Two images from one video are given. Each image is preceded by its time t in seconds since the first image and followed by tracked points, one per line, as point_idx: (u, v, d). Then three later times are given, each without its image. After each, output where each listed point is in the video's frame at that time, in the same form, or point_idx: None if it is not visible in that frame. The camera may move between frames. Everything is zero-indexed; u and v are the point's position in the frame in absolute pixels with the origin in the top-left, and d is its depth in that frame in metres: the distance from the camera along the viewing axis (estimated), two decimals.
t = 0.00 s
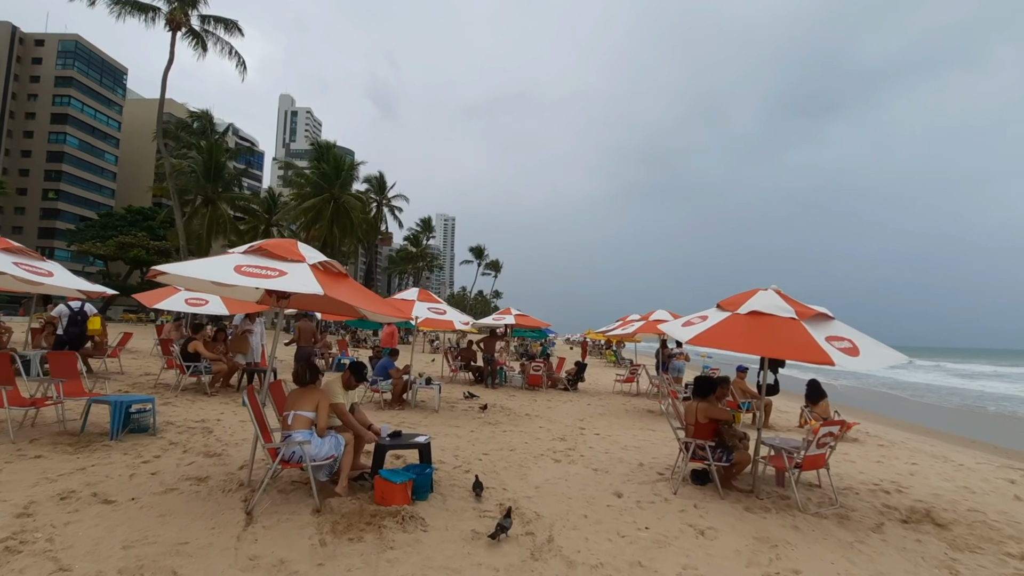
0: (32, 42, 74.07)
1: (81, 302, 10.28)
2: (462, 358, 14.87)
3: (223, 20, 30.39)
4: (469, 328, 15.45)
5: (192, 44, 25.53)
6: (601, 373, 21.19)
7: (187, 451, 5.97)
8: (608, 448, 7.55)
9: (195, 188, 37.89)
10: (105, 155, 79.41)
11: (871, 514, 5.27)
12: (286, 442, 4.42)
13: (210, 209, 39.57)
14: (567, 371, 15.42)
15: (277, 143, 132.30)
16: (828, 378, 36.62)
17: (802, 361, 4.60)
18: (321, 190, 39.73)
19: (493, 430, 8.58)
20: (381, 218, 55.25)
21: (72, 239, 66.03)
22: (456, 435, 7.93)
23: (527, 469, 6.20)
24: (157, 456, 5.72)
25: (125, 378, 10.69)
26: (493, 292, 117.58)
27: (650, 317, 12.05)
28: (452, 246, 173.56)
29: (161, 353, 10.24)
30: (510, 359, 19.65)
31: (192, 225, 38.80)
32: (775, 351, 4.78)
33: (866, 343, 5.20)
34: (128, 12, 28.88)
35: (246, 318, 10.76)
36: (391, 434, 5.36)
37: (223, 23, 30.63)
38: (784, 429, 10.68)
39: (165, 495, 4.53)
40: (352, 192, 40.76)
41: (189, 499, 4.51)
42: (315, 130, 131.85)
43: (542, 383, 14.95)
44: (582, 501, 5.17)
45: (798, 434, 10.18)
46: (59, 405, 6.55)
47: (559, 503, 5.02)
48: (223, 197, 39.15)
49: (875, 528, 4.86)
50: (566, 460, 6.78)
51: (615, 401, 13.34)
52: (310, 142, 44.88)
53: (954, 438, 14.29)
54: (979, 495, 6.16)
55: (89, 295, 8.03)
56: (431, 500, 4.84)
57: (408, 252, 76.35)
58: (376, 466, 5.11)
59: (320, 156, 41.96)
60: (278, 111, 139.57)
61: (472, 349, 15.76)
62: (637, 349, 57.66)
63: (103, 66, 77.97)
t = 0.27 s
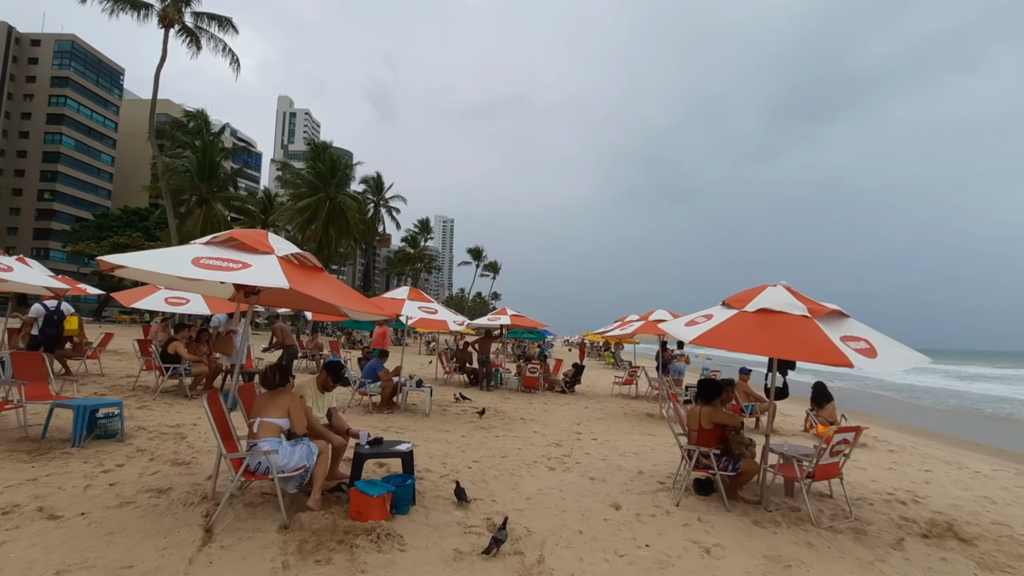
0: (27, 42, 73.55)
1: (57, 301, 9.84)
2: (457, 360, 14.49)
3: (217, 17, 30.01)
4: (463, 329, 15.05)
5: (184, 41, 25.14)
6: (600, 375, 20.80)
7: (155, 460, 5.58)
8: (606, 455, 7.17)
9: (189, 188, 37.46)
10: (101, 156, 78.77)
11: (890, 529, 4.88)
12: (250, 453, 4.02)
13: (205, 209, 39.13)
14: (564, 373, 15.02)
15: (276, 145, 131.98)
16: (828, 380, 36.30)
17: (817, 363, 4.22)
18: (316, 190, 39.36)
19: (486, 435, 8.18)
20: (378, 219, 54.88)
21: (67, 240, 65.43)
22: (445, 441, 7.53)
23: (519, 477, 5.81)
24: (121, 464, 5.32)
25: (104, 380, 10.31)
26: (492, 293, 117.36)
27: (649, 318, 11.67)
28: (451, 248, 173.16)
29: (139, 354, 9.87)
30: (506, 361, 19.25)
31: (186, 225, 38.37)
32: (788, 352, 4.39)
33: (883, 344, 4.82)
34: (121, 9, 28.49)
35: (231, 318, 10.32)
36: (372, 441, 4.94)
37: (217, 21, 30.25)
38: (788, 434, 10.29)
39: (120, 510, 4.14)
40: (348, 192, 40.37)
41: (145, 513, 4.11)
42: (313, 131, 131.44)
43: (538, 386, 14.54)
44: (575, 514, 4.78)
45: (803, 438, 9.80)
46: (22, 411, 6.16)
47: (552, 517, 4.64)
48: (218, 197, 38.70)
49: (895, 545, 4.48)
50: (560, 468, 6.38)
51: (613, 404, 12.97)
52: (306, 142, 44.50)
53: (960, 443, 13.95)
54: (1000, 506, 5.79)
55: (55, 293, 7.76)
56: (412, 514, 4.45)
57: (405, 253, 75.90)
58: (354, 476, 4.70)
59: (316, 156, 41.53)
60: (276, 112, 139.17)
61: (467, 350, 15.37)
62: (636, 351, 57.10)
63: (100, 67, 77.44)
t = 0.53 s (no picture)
0: (23, 42, 73.08)
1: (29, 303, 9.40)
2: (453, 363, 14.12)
3: (211, 15, 29.64)
4: (459, 331, 14.67)
5: (177, 38, 24.73)
6: (599, 378, 20.44)
7: (123, 472, 5.20)
8: (605, 464, 6.80)
9: (183, 188, 37.04)
10: (98, 157, 78.24)
11: (912, 549, 4.52)
12: (215, 469, 3.63)
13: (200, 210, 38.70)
14: (562, 376, 14.64)
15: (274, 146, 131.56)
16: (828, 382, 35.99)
17: (838, 370, 3.85)
18: (312, 190, 38.95)
19: (481, 443, 7.79)
20: (376, 220, 54.47)
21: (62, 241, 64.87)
22: (437, 449, 7.14)
23: (513, 491, 5.44)
24: (84, 478, 4.94)
25: (84, 384, 9.88)
26: (491, 295, 116.92)
27: (649, 320, 11.30)
28: (449, 249, 172.70)
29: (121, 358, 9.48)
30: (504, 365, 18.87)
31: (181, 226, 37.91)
32: (804, 358, 4.02)
33: (906, 347, 4.46)
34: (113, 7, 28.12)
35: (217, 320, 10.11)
36: (352, 453, 4.56)
37: (211, 18, 29.86)
38: (794, 441, 9.94)
39: (71, 532, 3.77)
40: (344, 193, 39.96)
41: (99, 536, 3.74)
42: (310, 132, 130.88)
43: (536, 390, 14.18)
44: (572, 533, 4.40)
45: (811, 445, 9.44)
46: None
47: (547, 537, 4.27)
48: (212, 197, 38.28)
49: (920, 568, 4.12)
50: (557, 479, 6.00)
51: (612, 409, 12.61)
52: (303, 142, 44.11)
53: (968, 448, 13.59)
54: None
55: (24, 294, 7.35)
56: (394, 534, 4.07)
57: (403, 254, 75.45)
58: (333, 493, 4.32)
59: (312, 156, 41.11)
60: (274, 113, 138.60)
61: (462, 353, 14.98)
62: (636, 352, 56.62)
63: (96, 67, 76.94)
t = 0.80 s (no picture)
0: (20, 41, 72.63)
1: None
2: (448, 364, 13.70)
3: (206, 11, 29.29)
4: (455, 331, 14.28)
5: (170, 33, 24.40)
6: (599, 379, 20.04)
7: (85, 480, 4.80)
8: (606, 470, 6.40)
9: (178, 187, 36.61)
10: (95, 157, 77.73)
11: (945, 564, 4.13)
12: (172, 480, 3.25)
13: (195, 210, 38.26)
14: (561, 378, 14.23)
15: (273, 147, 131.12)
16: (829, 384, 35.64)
17: (867, 368, 3.47)
18: (308, 190, 38.58)
19: (475, 447, 7.37)
20: (374, 221, 54.06)
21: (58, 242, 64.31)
22: (428, 454, 6.72)
23: (508, 501, 5.03)
24: (39, 486, 4.54)
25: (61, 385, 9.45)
26: (490, 296, 116.49)
27: (652, 318, 10.91)
28: (448, 250, 172.26)
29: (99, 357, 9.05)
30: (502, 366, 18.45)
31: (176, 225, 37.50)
32: (829, 356, 3.64)
33: (936, 345, 4.08)
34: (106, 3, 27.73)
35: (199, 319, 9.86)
36: (332, 461, 4.17)
37: (206, 15, 29.53)
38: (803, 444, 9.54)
39: (10, 550, 3.36)
40: (341, 192, 39.56)
41: (41, 554, 3.33)
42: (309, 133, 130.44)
43: (534, 392, 13.77)
44: (572, 549, 3.99)
45: (821, 449, 9.03)
46: None
47: (545, 554, 3.87)
48: (207, 197, 37.86)
49: None
50: (556, 487, 5.61)
51: (613, 411, 12.21)
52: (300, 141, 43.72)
53: (979, 452, 13.21)
54: None
55: None
56: (376, 550, 3.68)
57: (402, 255, 74.99)
58: (309, 505, 3.92)
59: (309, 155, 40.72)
60: (273, 113, 138.22)
61: (458, 353, 14.58)
62: (636, 354, 56.15)
63: (93, 67, 76.50)
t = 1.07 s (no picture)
0: (17, 42, 72.29)
1: None
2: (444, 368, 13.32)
3: (201, 10, 29.00)
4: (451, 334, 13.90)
5: (163, 32, 24.11)
6: (599, 383, 19.66)
7: (41, 498, 4.41)
8: (608, 484, 6.01)
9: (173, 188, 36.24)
10: (92, 158, 77.33)
11: None
12: (119, 507, 2.88)
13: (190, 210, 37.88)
14: (560, 382, 13.85)
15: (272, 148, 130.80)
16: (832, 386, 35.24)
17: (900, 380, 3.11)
18: (305, 190, 38.25)
19: (470, 457, 6.98)
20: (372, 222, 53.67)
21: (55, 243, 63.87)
22: (419, 465, 6.33)
23: (501, 520, 4.64)
24: None
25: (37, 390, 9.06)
26: (489, 298, 116.11)
27: (654, 321, 10.54)
28: (447, 252, 171.91)
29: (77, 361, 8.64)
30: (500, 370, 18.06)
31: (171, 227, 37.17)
32: (856, 366, 3.27)
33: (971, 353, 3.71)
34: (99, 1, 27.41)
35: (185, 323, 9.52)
36: (308, 479, 3.80)
37: (201, 13, 29.27)
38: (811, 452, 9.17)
39: None
40: (339, 193, 39.19)
41: None
42: (308, 134, 130.13)
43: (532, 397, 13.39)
44: None
45: (831, 457, 8.65)
46: None
47: None
48: (203, 197, 37.49)
49: None
50: (554, 503, 5.22)
51: (614, 417, 11.83)
52: (297, 142, 43.40)
53: (989, 458, 12.83)
54: None
55: None
56: None
57: (400, 257, 74.60)
58: (281, 530, 3.55)
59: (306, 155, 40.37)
60: (271, 115, 137.96)
61: (455, 357, 14.19)
62: (636, 356, 55.70)
63: (91, 67, 76.17)
